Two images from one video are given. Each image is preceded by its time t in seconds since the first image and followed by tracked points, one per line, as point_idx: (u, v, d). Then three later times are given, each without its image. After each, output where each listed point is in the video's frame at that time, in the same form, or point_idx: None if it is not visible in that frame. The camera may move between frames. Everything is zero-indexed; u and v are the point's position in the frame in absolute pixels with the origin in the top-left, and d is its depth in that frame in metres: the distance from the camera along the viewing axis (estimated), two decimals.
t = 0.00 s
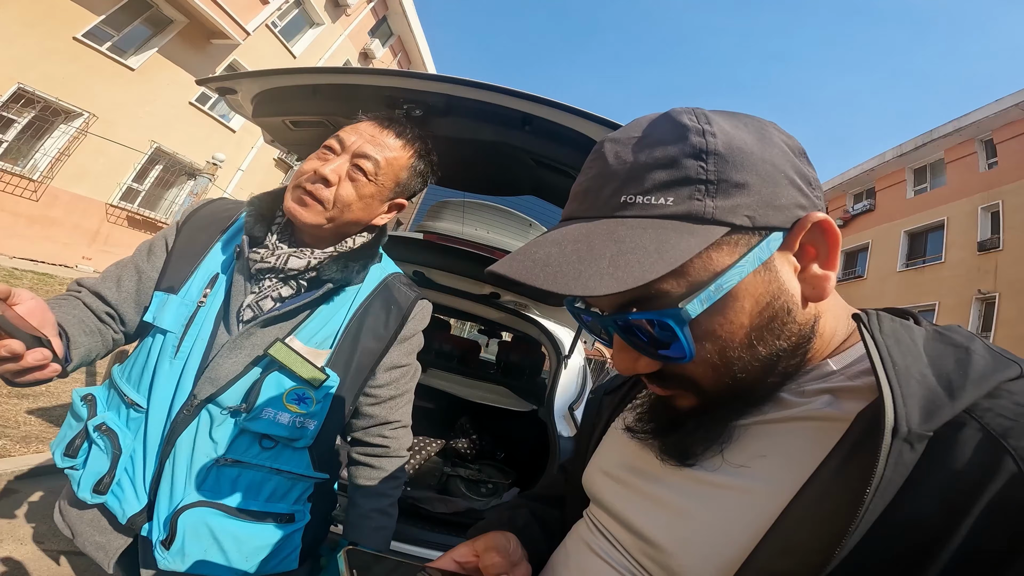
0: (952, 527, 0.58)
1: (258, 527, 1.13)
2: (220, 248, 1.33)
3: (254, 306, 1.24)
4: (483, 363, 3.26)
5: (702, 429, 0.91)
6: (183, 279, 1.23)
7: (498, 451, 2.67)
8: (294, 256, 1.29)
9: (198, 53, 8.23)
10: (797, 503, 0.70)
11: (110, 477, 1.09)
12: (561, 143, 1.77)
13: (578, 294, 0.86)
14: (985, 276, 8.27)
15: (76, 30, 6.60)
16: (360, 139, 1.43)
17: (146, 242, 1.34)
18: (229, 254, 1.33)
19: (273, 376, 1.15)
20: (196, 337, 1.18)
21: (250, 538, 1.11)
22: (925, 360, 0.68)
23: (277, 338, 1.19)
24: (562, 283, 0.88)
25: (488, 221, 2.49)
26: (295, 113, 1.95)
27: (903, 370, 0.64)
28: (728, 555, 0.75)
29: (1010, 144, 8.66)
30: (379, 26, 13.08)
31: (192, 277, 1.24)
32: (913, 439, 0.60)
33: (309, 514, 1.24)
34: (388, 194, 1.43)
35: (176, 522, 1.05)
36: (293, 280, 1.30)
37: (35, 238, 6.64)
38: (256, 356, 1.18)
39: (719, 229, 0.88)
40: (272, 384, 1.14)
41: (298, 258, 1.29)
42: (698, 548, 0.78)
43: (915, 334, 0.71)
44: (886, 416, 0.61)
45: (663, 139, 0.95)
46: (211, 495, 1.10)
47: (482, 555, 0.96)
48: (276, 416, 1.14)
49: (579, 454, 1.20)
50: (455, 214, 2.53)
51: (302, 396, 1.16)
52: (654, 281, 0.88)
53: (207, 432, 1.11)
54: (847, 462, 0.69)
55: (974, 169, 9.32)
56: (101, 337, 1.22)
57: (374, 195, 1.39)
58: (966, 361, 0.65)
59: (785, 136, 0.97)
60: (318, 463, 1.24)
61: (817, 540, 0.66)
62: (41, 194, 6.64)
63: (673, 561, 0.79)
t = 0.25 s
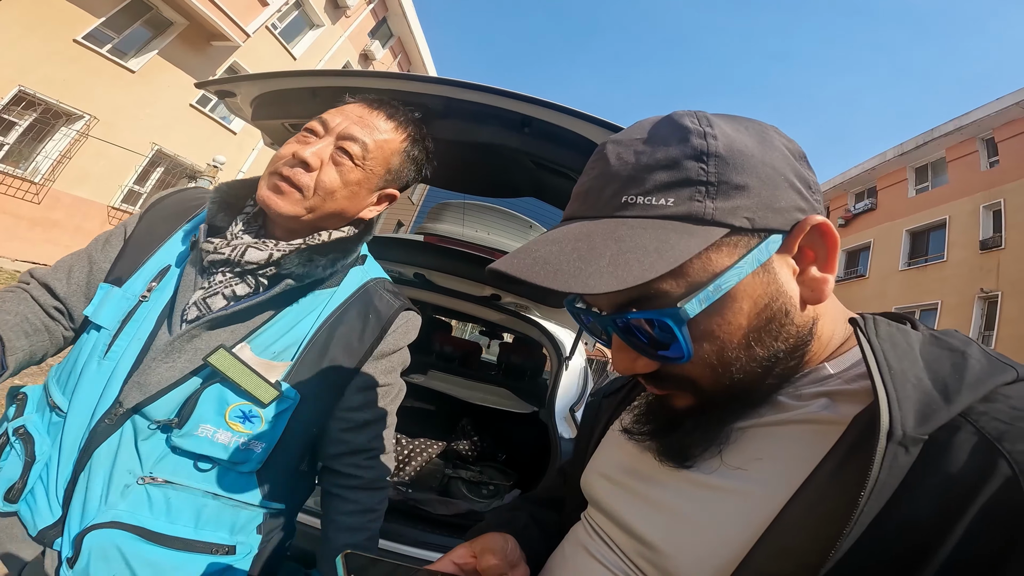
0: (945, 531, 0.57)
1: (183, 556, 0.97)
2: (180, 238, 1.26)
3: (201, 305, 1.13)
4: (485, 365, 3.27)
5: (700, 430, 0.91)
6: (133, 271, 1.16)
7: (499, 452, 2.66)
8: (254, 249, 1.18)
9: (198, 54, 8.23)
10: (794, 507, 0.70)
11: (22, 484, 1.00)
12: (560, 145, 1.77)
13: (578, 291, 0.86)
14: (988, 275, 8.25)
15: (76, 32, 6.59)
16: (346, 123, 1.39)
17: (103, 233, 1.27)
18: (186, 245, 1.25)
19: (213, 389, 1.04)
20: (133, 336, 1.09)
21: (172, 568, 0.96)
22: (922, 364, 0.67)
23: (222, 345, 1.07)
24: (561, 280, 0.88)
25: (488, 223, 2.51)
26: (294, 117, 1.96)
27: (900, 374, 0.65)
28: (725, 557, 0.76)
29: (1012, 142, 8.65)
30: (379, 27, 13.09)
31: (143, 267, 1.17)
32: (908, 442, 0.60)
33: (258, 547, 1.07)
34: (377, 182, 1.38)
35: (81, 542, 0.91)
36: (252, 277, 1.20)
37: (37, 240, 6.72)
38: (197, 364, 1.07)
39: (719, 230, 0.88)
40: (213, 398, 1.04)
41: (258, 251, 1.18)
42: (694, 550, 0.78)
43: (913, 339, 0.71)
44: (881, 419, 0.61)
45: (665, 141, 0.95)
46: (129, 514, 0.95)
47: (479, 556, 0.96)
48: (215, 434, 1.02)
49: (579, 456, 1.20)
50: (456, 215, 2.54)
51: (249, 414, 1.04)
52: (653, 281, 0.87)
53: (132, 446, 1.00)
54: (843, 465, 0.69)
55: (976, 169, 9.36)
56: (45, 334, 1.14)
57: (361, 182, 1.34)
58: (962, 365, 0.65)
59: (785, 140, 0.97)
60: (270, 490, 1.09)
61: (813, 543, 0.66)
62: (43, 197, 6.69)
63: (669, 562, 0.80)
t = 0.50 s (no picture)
0: (937, 532, 0.60)
1: (116, 564, 0.82)
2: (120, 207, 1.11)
3: (136, 277, 0.97)
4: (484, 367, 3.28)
5: (695, 430, 0.91)
6: (62, 242, 1.01)
7: (499, 454, 2.66)
8: (202, 212, 1.05)
9: (199, 56, 8.20)
10: (787, 509, 0.71)
11: None
12: (557, 147, 1.76)
13: (579, 286, 0.86)
14: (990, 274, 8.22)
15: (76, 34, 6.65)
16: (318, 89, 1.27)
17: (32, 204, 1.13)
18: (129, 213, 1.11)
19: (150, 369, 0.89)
20: (55, 315, 0.92)
21: None
22: (915, 369, 0.69)
23: (161, 320, 0.92)
24: (561, 275, 0.88)
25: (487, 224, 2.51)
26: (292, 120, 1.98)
27: (892, 378, 0.66)
28: (717, 559, 0.76)
29: (1013, 141, 8.62)
30: (379, 28, 13.11)
31: (74, 238, 1.02)
32: (899, 446, 0.61)
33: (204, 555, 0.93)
34: (354, 153, 1.30)
35: None
36: (197, 246, 1.05)
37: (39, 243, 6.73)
38: (132, 343, 0.92)
39: (719, 230, 0.87)
40: (149, 379, 0.89)
41: (207, 214, 1.05)
42: (686, 551, 0.78)
43: (906, 343, 0.73)
44: (873, 422, 0.63)
45: (667, 141, 0.95)
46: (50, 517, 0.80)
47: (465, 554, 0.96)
48: (152, 424, 0.87)
49: (574, 457, 1.20)
50: (455, 216, 2.54)
51: (192, 403, 0.89)
52: (652, 278, 0.87)
53: (54, 438, 0.85)
54: (835, 468, 0.71)
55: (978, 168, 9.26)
56: None
57: (340, 154, 1.25)
58: (954, 370, 0.67)
59: (786, 143, 0.97)
60: (219, 490, 0.93)
61: (806, 544, 0.68)
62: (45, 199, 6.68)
63: (661, 563, 0.80)
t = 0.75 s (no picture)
0: (919, 527, 0.63)
1: (121, 550, 0.85)
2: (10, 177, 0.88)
3: (60, 270, 0.87)
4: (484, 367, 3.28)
5: (683, 426, 0.92)
6: None
7: (498, 454, 2.66)
8: (128, 197, 0.92)
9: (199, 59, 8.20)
10: (773, 504, 0.74)
11: None
12: (550, 147, 1.76)
13: (572, 275, 0.86)
14: (992, 272, 8.18)
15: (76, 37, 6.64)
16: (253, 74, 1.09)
17: None
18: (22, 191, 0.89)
19: (105, 362, 0.85)
20: None
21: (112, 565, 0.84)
22: (898, 369, 0.74)
23: (101, 312, 0.85)
24: (555, 263, 0.88)
25: (485, 224, 2.51)
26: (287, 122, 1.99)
27: (876, 378, 0.71)
28: (703, 556, 0.77)
29: (1014, 138, 8.59)
30: (378, 30, 13.14)
31: None
32: (881, 443, 0.65)
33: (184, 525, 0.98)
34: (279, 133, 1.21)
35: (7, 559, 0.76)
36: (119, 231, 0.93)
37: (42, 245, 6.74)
38: (71, 337, 0.83)
39: (710, 226, 0.87)
40: (105, 374, 0.85)
41: (133, 199, 0.93)
42: (672, 549, 0.79)
43: (889, 345, 0.78)
44: (856, 420, 0.67)
45: (662, 139, 0.95)
46: (46, 520, 0.80)
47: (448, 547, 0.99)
48: (117, 415, 0.85)
49: (564, 456, 1.20)
50: (452, 217, 2.54)
51: (154, 387, 0.88)
52: (643, 271, 0.87)
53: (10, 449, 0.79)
54: (817, 467, 0.74)
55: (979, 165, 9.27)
56: None
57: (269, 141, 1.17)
58: (935, 370, 0.73)
59: (780, 146, 0.96)
60: (186, 464, 0.96)
61: (790, 540, 0.71)
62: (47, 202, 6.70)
63: (648, 560, 0.81)
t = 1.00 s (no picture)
0: (905, 527, 0.63)
1: (53, 492, 0.97)
2: None
3: None
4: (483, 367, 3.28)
5: (672, 426, 0.91)
6: None
7: (496, 454, 2.68)
8: None
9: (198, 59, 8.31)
10: (761, 503, 0.74)
11: None
12: (543, 147, 1.76)
13: (564, 272, 0.86)
14: (994, 270, 8.15)
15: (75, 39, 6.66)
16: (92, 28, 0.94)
17: None
18: None
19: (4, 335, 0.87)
20: None
21: (55, 503, 0.97)
22: (883, 369, 0.74)
23: None
24: (548, 260, 0.88)
25: (482, 223, 2.52)
26: (281, 122, 1.99)
27: (862, 378, 0.71)
28: (693, 556, 0.77)
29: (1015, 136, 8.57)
30: (378, 30, 13.16)
31: None
32: (867, 443, 0.65)
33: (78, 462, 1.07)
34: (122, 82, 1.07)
35: None
36: None
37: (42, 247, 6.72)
38: None
39: (701, 225, 0.86)
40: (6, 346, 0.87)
41: None
42: (660, 547, 0.79)
43: (874, 346, 0.78)
44: (842, 420, 0.66)
45: (654, 138, 0.94)
46: None
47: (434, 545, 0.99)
48: (25, 378, 0.90)
49: (554, 455, 1.19)
50: (450, 217, 2.56)
51: (52, 348, 0.93)
52: (634, 269, 0.87)
53: None
54: (803, 468, 0.73)
55: (979, 163, 9.25)
56: None
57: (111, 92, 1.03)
58: (920, 371, 0.73)
59: (771, 146, 0.96)
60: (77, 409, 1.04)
61: (776, 540, 0.70)
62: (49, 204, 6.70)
63: (638, 559, 0.80)
